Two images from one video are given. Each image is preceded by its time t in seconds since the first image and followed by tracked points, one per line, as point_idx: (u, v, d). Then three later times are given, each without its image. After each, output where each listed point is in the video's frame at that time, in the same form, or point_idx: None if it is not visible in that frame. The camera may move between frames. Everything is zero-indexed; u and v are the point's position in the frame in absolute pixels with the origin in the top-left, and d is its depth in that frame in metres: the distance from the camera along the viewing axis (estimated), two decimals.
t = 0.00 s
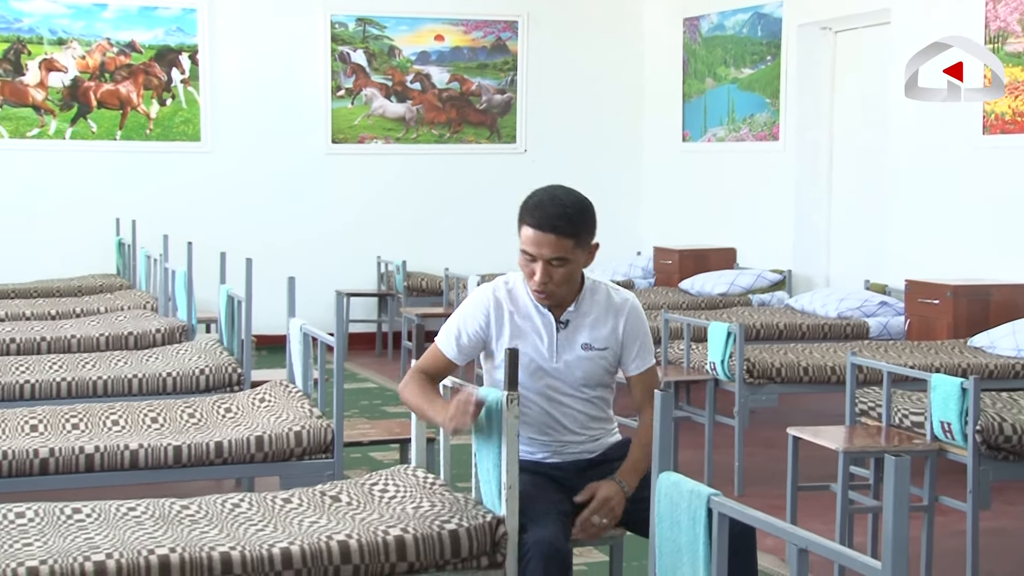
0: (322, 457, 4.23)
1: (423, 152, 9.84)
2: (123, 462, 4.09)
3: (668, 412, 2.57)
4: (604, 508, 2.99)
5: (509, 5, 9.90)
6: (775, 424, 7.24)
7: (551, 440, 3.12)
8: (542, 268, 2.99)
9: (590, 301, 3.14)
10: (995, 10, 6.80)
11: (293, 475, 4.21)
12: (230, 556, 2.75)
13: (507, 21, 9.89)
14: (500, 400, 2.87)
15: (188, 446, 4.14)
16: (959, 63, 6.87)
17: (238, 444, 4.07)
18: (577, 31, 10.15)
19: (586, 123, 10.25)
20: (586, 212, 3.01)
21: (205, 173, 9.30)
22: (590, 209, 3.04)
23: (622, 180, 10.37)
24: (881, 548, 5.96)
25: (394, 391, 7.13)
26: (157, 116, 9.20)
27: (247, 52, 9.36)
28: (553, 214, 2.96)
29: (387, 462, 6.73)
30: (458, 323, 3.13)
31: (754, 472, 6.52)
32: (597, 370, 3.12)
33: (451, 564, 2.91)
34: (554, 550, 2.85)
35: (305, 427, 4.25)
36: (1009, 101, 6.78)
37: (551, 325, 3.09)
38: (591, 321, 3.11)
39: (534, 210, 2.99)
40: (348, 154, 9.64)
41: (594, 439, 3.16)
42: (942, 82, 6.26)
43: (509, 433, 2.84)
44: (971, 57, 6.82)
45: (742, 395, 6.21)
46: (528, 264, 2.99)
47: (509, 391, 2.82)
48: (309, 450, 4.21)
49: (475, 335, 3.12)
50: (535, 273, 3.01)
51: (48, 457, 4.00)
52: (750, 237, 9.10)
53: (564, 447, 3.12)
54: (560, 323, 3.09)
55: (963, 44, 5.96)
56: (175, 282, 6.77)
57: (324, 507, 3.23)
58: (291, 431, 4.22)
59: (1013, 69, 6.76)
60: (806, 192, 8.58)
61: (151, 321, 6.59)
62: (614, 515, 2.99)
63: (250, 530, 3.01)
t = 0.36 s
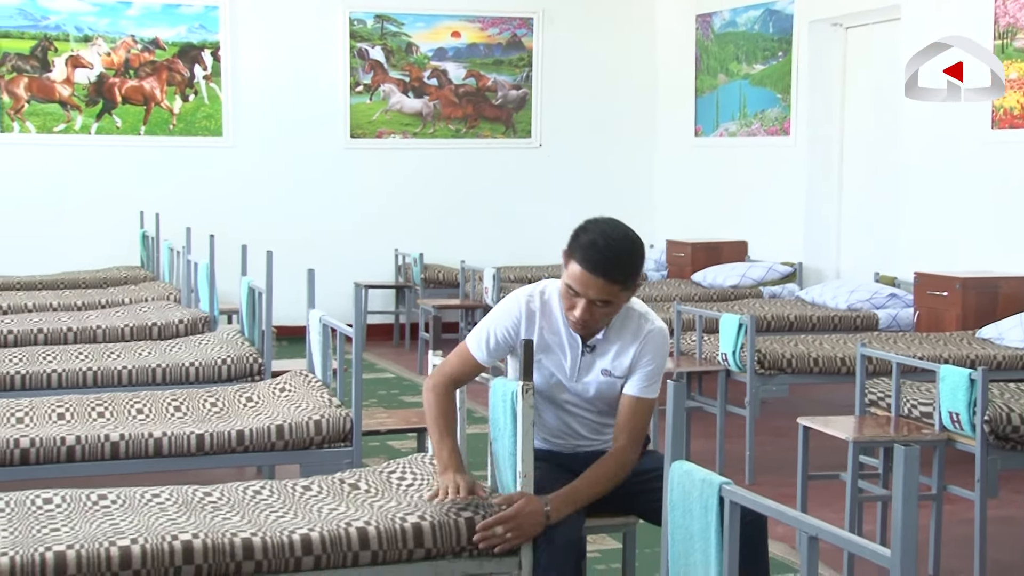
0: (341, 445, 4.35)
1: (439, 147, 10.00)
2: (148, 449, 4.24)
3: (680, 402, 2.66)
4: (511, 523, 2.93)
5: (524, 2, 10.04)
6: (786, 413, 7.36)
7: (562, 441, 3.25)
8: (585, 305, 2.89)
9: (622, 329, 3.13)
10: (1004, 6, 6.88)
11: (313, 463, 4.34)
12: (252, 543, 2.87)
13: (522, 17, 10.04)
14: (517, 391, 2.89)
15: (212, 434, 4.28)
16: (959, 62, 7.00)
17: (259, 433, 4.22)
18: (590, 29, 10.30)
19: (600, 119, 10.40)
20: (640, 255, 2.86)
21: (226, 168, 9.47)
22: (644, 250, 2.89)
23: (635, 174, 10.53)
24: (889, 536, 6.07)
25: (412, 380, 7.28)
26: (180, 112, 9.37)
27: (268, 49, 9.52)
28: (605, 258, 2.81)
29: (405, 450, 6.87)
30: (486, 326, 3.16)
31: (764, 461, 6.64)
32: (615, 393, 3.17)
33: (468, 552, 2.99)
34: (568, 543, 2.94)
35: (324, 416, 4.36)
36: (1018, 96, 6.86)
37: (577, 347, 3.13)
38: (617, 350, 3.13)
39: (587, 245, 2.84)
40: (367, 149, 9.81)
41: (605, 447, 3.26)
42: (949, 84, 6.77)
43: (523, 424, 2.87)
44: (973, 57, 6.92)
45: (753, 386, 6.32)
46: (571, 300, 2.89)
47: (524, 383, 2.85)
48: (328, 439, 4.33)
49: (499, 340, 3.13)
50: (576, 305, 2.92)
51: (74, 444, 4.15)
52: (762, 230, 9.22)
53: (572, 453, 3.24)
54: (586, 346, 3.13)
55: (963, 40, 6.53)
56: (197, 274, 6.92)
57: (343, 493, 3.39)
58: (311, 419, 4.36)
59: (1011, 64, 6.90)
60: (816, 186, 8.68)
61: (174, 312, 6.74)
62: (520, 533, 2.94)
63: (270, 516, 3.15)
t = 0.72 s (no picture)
0: (360, 433, 4.48)
1: (456, 141, 10.17)
2: (171, 436, 4.36)
3: (692, 392, 2.75)
4: (518, 512, 3.07)
5: None
6: (797, 403, 7.48)
7: (576, 433, 3.40)
8: (604, 336, 2.99)
9: (645, 351, 3.19)
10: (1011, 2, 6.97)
11: (332, 450, 4.47)
12: (273, 528, 2.97)
13: (537, 13, 10.19)
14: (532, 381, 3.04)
15: (233, 423, 4.41)
16: (959, 62, 7.41)
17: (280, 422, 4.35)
18: (605, 24, 10.45)
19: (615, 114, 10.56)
20: (667, 299, 2.93)
21: (247, 161, 9.65)
22: (671, 294, 2.94)
23: (649, 167, 10.70)
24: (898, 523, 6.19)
25: (429, 370, 7.42)
26: (202, 106, 9.54)
27: (289, 44, 9.70)
28: (631, 302, 2.88)
29: (422, 438, 7.02)
30: (508, 329, 3.20)
31: (774, 450, 6.77)
32: (631, 403, 3.29)
33: (483, 539, 3.11)
34: (584, 529, 3.06)
35: (344, 404, 4.49)
36: None
37: (598, 365, 3.20)
38: (638, 370, 3.21)
39: (615, 284, 2.90)
40: (386, 143, 9.99)
41: (618, 441, 3.43)
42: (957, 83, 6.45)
43: (537, 413, 3.02)
44: (972, 57, 7.32)
45: (764, 376, 6.43)
46: (592, 331, 2.98)
47: (539, 373, 3.01)
48: (348, 427, 4.46)
49: (520, 345, 3.18)
50: (596, 333, 3.01)
51: (100, 431, 4.27)
52: (772, 220, 9.34)
53: (587, 447, 3.41)
54: (607, 364, 3.20)
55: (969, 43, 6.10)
56: (220, 266, 7.07)
57: (363, 481, 3.52)
58: (331, 408, 4.48)
59: (1011, 60, 7.01)
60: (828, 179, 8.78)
61: (197, 303, 6.88)
62: (525, 521, 3.07)
63: (291, 502, 3.27)
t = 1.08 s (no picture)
0: (377, 421, 4.56)
1: (470, 135, 10.36)
2: (193, 424, 4.48)
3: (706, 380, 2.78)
4: (533, 500, 3.16)
5: None
6: (806, 392, 7.61)
7: (589, 424, 3.51)
8: (609, 340, 3.02)
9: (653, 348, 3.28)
10: None
11: (350, 438, 4.54)
12: (292, 514, 3.06)
13: (551, 9, 10.39)
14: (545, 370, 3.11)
15: (253, 411, 4.51)
16: (959, 62, 7.57)
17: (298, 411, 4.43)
18: (617, 20, 10.64)
19: (628, 107, 10.73)
20: (672, 306, 2.94)
21: (266, 154, 9.86)
22: (677, 301, 2.94)
23: (661, 160, 10.87)
24: (905, 510, 6.30)
25: (444, 359, 7.57)
26: (223, 100, 9.77)
27: (307, 40, 9.89)
28: (636, 309, 2.90)
29: (438, 426, 7.16)
30: (519, 326, 3.30)
31: (783, 438, 6.89)
32: (641, 395, 3.38)
33: (498, 525, 3.19)
34: (597, 517, 3.15)
35: (361, 393, 4.57)
36: None
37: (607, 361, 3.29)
38: (647, 366, 3.29)
39: (620, 290, 2.91)
40: (403, 137, 10.18)
41: (629, 431, 3.54)
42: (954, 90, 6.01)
43: (551, 402, 3.09)
44: (972, 57, 7.45)
45: (773, 366, 6.55)
46: (597, 334, 3.01)
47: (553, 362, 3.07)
48: (365, 415, 4.54)
49: (530, 342, 3.28)
50: (602, 336, 3.04)
51: (123, 419, 4.38)
52: (782, 212, 9.47)
53: (599, 438, 3.53)
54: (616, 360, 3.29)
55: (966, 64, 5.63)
56: (240, 257, 7.23)
57: (379, 467, 3.66)
58: (348, 396, 4.57)
59: (1020, 54, 7.12)
60: (837, 173, 8.90)
61: (217, 294, 7.03)
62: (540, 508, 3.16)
63: (311, 488, 3.40)
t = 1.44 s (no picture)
0: (391, 412, 4.62)
1: (484, 131, 10.57)
2: (213, 414, 4.57)
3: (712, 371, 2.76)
4: (545, 490, 3.21)
5: None
6: (814, 384, 7.74)
7: (599, 415, 3.58)
8: (616, 330, 3.04)
9: (662, 340, 3.33)
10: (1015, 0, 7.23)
11: (365, 429, 4.62)
12: (309, 503, 3.11)
13: (563, 7, 10.57)
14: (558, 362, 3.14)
15: (271, 401, 4.61)
16: (959, 62, 7.74)
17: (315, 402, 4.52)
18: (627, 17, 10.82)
19: (636, 106, 10.95)
20: (678, 297, 2.96)
21: (285, 150, 10.07)
22: (683, 293, 2.97)
23: (670, 156, 11.09)
24: (912, 500, 6.40)
25: (458, 351, 7.71)
26: (241, 98, 9.97)
27: (323, 38, 10.09)
28: (642, 300, 2.92)
29: (452, 417, 7.30)
30: (529, 320, 3.33)
31: (791, 430, 7.00)
32: (651, 387, 3.44)
33: (511, 514, 3.25)
34: (608, 506, 3.22)
35: (376, 384, 4.64)
36: None
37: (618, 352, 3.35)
38: (657, 357, 3.34)
39: (626, 280, 2.94)
40: (418, 133, 10.40)
41: (639, 422, 3.60)
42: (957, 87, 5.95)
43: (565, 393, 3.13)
44: (972, 57, 7.62)
45: (782, 359, 6.66)
46: (603, 324, 3.04)
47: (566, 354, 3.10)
48: (380, 407, 4.61)
49: (540, 336, 3.31)
50: (608, 326, 3.06)
51: (145, 409, 4.47)
52: (789, 208, 9.60)
53: (610, 428, 3.59)
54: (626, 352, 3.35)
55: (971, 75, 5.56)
56: (258, 251, 7.38)
57: (394, 458, 3.78)
58: (364, 388, 4.65)
59: None
60: (845, 168, 9.01)
61: (236, 287, 7.17)
62: (553, 497, 3.22)
63: (326, 477, 3.51)
